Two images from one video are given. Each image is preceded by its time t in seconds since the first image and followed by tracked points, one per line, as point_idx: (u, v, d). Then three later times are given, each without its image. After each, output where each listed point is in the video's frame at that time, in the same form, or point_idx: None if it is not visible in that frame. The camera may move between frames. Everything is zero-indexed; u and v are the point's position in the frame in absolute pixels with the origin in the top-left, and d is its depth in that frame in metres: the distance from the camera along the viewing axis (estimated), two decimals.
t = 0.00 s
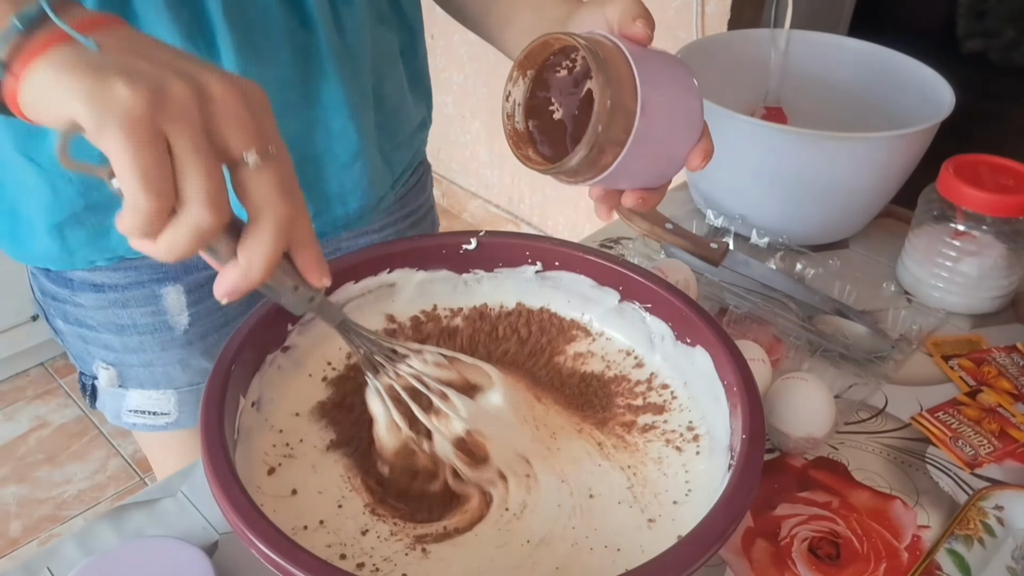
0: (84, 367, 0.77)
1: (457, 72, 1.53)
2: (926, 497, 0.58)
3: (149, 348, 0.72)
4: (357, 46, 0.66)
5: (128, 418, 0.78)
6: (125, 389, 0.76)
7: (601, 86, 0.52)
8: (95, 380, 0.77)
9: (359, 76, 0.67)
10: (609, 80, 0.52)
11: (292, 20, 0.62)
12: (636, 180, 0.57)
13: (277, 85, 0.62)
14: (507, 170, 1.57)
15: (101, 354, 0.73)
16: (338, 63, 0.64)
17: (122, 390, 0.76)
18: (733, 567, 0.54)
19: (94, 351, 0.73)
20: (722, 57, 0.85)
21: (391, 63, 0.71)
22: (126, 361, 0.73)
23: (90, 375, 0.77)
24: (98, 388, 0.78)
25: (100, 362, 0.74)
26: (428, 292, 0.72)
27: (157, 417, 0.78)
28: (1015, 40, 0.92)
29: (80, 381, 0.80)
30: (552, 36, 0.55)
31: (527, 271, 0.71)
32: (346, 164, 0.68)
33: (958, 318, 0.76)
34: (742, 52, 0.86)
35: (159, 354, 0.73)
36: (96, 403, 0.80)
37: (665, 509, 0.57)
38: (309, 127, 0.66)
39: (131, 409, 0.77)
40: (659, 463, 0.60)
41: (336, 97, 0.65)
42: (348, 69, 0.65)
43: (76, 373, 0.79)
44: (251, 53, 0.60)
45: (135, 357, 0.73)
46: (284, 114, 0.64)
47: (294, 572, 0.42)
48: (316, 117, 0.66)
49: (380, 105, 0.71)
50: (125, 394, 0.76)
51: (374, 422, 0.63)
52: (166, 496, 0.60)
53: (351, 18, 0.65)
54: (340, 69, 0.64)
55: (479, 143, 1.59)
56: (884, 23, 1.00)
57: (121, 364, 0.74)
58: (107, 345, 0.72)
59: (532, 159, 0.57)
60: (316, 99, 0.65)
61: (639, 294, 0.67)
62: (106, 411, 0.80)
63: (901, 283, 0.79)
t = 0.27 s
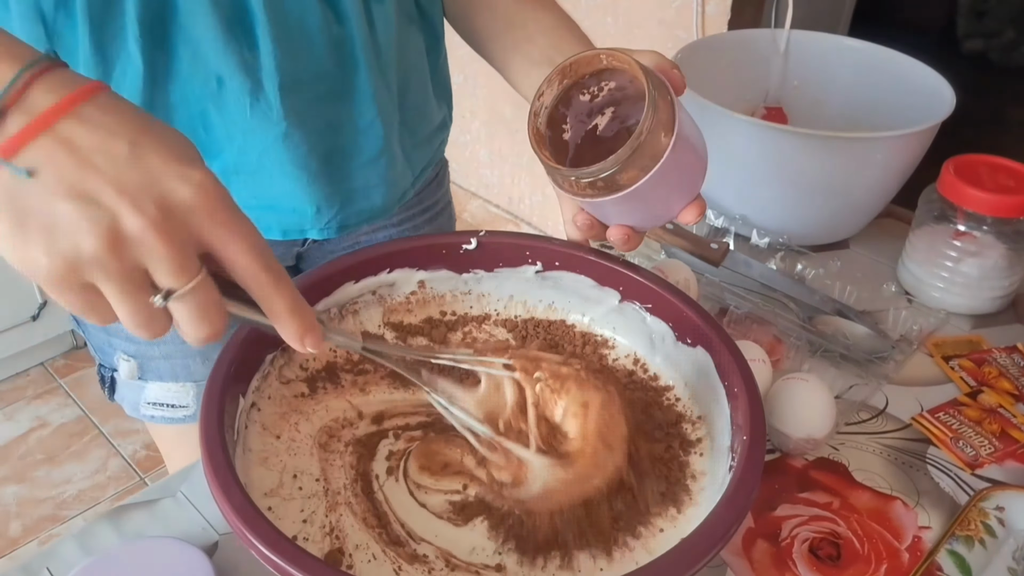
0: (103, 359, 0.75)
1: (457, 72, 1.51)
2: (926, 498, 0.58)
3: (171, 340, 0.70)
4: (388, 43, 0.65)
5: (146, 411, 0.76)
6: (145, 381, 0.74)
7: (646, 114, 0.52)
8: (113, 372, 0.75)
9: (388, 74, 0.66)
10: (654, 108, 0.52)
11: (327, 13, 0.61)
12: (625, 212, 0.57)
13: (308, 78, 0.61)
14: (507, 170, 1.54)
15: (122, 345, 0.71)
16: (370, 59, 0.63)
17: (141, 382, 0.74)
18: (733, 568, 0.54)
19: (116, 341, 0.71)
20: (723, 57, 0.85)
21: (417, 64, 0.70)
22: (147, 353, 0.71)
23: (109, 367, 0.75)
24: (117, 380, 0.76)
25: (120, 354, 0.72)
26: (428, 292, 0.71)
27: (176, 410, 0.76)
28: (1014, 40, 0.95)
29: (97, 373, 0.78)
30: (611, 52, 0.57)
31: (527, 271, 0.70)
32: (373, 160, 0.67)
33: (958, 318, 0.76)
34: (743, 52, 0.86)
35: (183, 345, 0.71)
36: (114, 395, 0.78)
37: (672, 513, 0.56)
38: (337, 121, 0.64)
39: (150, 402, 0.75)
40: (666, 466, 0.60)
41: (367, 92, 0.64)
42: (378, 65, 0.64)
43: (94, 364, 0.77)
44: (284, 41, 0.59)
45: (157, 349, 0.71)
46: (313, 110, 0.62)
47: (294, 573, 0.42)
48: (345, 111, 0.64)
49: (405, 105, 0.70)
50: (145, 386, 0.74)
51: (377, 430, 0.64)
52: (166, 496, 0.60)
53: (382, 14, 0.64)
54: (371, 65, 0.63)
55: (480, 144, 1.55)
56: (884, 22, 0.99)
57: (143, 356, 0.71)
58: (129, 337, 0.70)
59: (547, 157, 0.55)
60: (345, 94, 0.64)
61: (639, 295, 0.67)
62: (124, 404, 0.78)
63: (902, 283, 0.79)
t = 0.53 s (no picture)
0: (111, 361, 0.75)
1: (457, 72, 1.51)
2: (925, 497, 0.58)
3: (179, 342, 0.70)
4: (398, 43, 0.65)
5: (154, 413, 0.76)
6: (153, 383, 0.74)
7: (651, 112, 0.53)
8: (121, 374, 0.75)
9: (397, 74, 0.66)
10: (660, 107, 0.53)
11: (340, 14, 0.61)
12: (624, 212, 0.57)
13: (321, 78, 0.61)
14: (506, 170, 1.54)
15: (131, 347, 0.71)
16: (382, 59, 0.63)
17: (148, 385, 0.74)
18: (732, 567, 0.54)
19: (124, 343, 0.72)
20: (723, 56, 0.85)
21: (426, 65, 0.70)
22: (156, 355, 0.71)
23: (117, 369, 0.75)
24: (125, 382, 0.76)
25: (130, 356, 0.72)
26: (427, 292, 0.71)
27: (185, 411, 0.75)
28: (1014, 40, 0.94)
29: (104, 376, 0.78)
30: (616, 50, 0.57)
31: (527, 270, 0.70)
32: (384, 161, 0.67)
33: (957, 318, 0.76)
34: (743, 51, 0.86)
35: (191, 346, 0.71)
36: (121, 398, 0.78)
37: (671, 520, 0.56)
38: (349, 122, 0.64)
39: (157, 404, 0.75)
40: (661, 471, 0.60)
41: (379, 94, 0.64)
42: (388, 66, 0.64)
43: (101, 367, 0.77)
44: (298, 42, 0.59)
45: (167, 351, 0.71)
46: (325, 110, 0.62)
47: (293, 572, 0.42)
48: (358, 112, 0.64)
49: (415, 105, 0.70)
50: (152, 388, 0.74)
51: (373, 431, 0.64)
52: (166, 496, 0.60)
53: (393, 15, 0.64)
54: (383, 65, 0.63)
55: (479, 144, 1.56)
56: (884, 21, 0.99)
57: (152, 357, 0.72)
58: (138, 339, 0.70)
59: (548, 151, 0.55)
60: (358, 94, 0.64)
61: (639, 295, 0.67)
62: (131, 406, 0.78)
63: (901, 283, 0.79)
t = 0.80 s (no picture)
0: (105, 356, 0.75)
1: (457, 72, 1.51)
2: (925, 498, 0.58)
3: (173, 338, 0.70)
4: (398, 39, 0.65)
5: (147, 408, 0.76)
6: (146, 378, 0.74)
7: (642, 114, 0.53)
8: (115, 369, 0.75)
9: (397, 69, 0.66)
10: (652, 109, 0.53)
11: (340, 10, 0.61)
12: (619, 216, 0.57)
13: (321, 73, 0.61)
14: (507, 170, 1.54)
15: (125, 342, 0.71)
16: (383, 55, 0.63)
17: (142, 380, 0.74)
18: (733, 568, 0.54)
19: (118, 338, 0.71)
20: (723, 55, 0.85)
21: (424, 61, 0.70)
22: (150, 350, 0.71)
23: (111, 364, 0.75)
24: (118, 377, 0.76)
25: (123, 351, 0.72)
26: (427, 292, 0.71)
27: (178, 406, 0.76)
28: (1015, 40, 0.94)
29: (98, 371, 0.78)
30: (605, 53, 0.57)
31: (527, 270, 0.70)
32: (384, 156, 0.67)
33: (958, 318, 0.76)
34: (743, 50, 0.86)
35: (185, 341, 0.71)
36: (115, 393, 0.78)
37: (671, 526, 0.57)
38: (349, 117, 0.64)
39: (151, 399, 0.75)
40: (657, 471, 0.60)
41: (379, 89, 0.64)
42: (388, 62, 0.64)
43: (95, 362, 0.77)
44: (297, 39, 0.59)
45: (159, 346, 0.71)
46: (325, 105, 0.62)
47: (293, 573, 0.42)
48: (358, 107, 0.64)
49: (414, 102, 0.70)
50: (146, 383, 0.74)
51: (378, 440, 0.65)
52: (166, 497, 0.60)
53: (392, 10, 0.64)
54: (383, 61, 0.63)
55: (479, 144, 1.56)
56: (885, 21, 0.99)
57: (146, 353, 0.71)
58: (132, 335, 0.70)
59: (541, 157, 0.55)
60: (358, 88, 0.64)
61: (638, 295, 0.66)
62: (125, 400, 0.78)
63: (901, 284, 0.79)
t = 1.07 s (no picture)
0: (108, 355, 0.75)
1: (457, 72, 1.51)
2: (925, 497, 0.58)
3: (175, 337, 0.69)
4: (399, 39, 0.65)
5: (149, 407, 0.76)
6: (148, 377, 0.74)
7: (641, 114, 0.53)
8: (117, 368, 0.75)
9: (398, 69, 0.66)
10: (651, 110, 0.53)
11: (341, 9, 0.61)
12: (617, 216, 0.57)
13: (322, 73, 0.61)
14: (507, 170, 1.54)
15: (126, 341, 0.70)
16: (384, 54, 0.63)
17: (143, 378, 0.74)
18: (733, 568, 0.54)
19: (120, 337, 0.71)
20: (723, 56, 0.85)
21: (425, 61, 0.70)
22: (152, 350, 0.70)
23: (115, 363, 0.75)
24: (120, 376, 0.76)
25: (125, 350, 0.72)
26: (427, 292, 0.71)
27: (179, 404, 0.76)
28: (1005, 45, 1.08)
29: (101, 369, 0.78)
30: (605, 53, 0.56)
31: (527, 270, 0.70)
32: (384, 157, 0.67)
33: (958, 318, 0.76)
34: (743, 51, 0.86)
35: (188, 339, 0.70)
36: (118, 391, 0.78)
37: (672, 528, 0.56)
38: (349, 117, 0.64)
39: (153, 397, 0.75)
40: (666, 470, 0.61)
41: (379, 89, 0.64)
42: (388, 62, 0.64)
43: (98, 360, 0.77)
44: (300, 39, 0.59)
45: (162, 346, 0.70)
46: (325, 105, 0.62)
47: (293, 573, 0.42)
48: (358, 108, 0.64)
49: (415, 104, 0.70)
50: (147, 381, 0.74)
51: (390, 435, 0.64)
52: (166, 496, 0.60)
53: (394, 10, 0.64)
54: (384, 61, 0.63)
55: (479, 143, 1.56)
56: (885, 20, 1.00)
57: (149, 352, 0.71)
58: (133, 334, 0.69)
59: (540, 156, 0.55)
60: (359, 89, 0.64)
61: (638, 294, 0.66)
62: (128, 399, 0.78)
63: (901, 283, 0.79)
